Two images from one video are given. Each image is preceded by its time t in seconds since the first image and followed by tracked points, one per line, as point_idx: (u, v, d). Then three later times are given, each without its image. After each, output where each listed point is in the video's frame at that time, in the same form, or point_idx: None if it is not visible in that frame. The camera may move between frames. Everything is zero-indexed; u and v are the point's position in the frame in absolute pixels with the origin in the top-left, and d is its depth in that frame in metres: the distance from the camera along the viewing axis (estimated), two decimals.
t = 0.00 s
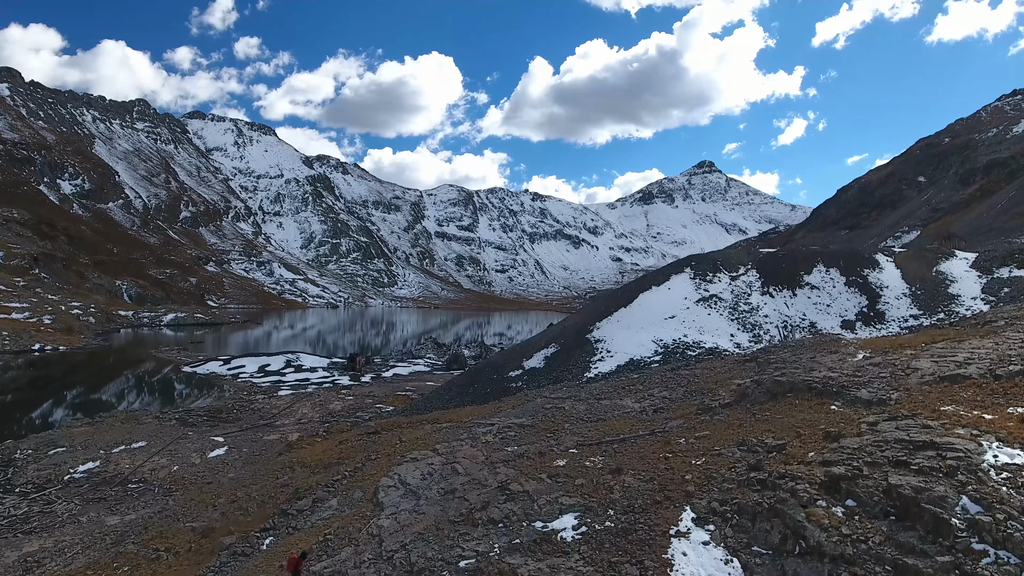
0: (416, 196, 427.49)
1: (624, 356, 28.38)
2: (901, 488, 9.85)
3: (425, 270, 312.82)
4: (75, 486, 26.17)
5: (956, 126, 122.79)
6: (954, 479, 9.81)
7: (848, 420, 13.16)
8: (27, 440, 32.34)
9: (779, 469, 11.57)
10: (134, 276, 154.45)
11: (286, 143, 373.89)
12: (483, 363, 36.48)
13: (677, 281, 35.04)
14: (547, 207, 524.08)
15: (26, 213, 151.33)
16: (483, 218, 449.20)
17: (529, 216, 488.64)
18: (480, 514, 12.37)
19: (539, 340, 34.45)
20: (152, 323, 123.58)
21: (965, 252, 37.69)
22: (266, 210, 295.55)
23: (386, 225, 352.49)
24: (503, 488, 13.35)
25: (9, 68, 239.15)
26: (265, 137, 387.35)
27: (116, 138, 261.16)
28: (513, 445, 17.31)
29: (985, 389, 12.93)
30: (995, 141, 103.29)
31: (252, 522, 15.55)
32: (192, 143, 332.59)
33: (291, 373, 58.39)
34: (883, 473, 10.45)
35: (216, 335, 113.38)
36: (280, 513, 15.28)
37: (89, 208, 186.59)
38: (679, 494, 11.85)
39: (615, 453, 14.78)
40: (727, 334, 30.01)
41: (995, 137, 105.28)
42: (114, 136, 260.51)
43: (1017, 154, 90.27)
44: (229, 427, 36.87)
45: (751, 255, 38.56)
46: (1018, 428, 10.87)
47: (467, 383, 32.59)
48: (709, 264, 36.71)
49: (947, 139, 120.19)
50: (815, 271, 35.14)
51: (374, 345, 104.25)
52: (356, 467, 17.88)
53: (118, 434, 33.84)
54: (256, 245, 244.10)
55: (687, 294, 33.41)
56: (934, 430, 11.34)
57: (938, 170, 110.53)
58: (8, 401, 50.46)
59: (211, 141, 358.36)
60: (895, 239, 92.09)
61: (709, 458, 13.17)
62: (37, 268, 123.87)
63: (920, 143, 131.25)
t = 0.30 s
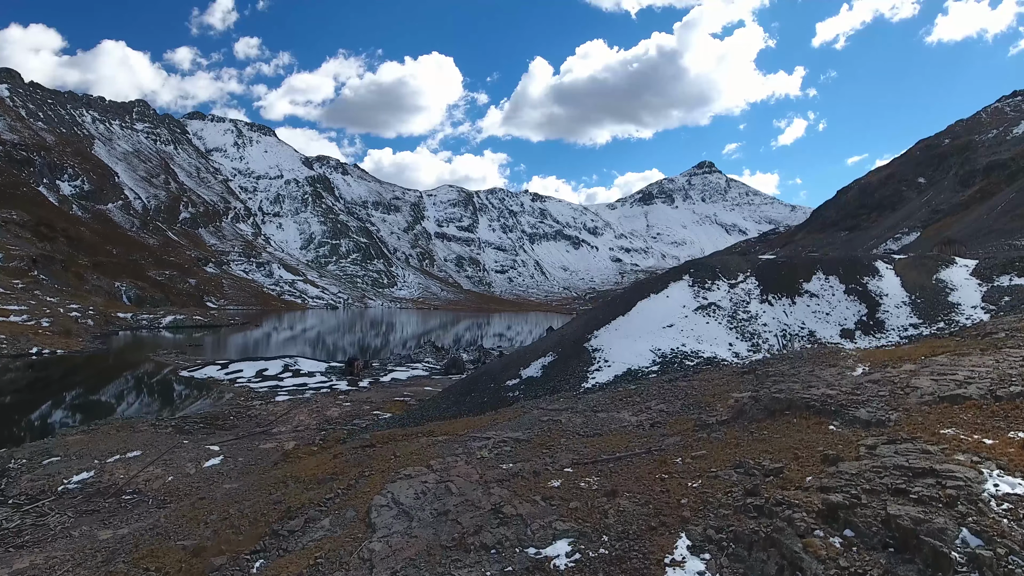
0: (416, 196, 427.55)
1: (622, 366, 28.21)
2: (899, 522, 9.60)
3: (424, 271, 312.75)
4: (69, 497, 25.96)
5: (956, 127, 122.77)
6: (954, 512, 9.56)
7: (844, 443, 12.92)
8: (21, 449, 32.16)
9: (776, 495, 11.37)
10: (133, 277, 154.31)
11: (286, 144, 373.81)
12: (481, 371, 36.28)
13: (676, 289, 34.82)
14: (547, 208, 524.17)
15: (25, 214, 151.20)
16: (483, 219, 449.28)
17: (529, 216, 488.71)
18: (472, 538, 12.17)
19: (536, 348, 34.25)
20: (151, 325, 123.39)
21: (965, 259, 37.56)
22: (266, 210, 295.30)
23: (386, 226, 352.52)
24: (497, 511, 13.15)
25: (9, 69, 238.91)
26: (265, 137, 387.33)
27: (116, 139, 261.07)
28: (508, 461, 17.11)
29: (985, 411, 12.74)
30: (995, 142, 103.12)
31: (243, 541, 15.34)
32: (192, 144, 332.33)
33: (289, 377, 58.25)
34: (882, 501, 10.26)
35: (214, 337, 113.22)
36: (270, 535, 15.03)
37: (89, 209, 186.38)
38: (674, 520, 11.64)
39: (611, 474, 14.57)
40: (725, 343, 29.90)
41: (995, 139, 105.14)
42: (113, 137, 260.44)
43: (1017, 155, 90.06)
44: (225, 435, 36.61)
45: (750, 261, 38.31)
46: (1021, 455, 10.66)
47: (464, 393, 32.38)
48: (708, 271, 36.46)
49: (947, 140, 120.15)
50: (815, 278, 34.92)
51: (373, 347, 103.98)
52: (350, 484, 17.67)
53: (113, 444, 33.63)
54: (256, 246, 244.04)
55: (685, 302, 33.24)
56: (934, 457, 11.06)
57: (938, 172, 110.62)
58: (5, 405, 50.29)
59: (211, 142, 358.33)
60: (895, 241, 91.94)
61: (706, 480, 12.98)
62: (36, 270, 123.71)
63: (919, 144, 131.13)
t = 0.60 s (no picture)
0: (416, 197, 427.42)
1: (620, 376, 28.00)
2: (899, 552, 9.40)
3: (424, 271, 312.67)
4: (63, 508, 25.81)
5: (956, 128, 122.61)
6: (956, 543, 9.35)
7: (844, 464, 12.75)
8: (15, 458, 31.91)
9: (773, 521, 11.15)
10: (132, 279, 154.09)
11: (285, 145, 373.67)
12: (479, 378, 36.09)
13: (674, 297, 34.60)
14: (547, 208, 524.20)
15: (24, 215, 151.04)
16: (483, 220, 449.12)
17: (529, 217, 488.73)
18: (465, 564, 11.99)
19: (533, 356, 33.99)
20: (149, 327, 123.16)
21: (965, 266, 37.41)
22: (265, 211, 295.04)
23: (385, 227, 352.46)
24: (491, 534, 12.97)
25: (8, 69, 238.56)
26: (264, 138, 387.19)
27: (115, 140, 260.78)
28: (503, 479, 16.90)
29: (986, 434, 12.56)
30: (994, 144, 102.94)
31: (234, 561, 15.14)
32: (192, 144, 332.13)
33: (287, 382, 57.99)
34: (881, 531, 10.06)
35: (213, 339, 112.95)
36: (262, 555, 14.84)
37: (88, 211, 186.04)
38: (669, 546, 11.44)
39: (607, 494, 14.36)
40: (724, 352, 29.77)
41: (995, 140, 104.92)
42: (112, 137, 260.12)
43: (1018, 157, 89.82)
44: (221, 443, 36.39)
45: (748, 267, 38.03)
46: (1022, 481, 10.46)
47: (461, 402, 32.16)
48: (706, 278, 36.22)
49: (947, 141, 120.03)
50: (814, 286, 34.70)
51: (372, 348, 103.74)
52: (343, 501, 17.43)
53: (109, 452, 33.41)
54: (255, 246, 243.80)
55: (684, 310, 33.05)
56: (933, 484, 10.88)
57: (940, 170, 112.08)
58: (2, 408, 50.09)
59: (210, 142, 358.20)
60: (896, 243, 91.75)
61: (701, 504, 12.78)
62: (35, 272, 123.43)
63: (920, 145, 130.98)
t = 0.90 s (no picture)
0: (416, 198, 427.26)
1: (618, 386, 27.79)
2: None
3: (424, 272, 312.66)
4: (57, 520, 25.58)
5: (956, 129, 122.47)
6: None
7: (843, 488, 12.55)
8: (10, 468, 31.66)
9: (771, 549, 10.96)
10: (131, 280, 153.84)
11: (285, 145, 373.56)
12: (477, 386, 35.92)
13: (673, 304, 34.38)
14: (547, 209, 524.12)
15: (23, 217, 150.80)
16: (483, 220, 448.97)
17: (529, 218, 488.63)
18: None
19: (530, 365, 33.75)
20: (148, 329, 122.90)
21: (966, 273, 37.26)
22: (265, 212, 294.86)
23: (385, 227, 352.42)
24: (485, 560, 12.76)
25: (8, 70, 238.36)
26: (264, 138, 387.14)
27: (115, 140, 260.55)
28: (498, 497, 16.74)
29: (988, 457, 12.36)
30: (995, 145, 102.76)
31: None
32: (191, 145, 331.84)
33: (286, 387, 57.76)
34: (881, 563, 9.85)
35: (213, 340, 112.74)
36: None
37: (88, 212, 185.73)
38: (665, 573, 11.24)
39: (603, 516, 14.17)
40: (723, 361, 29.61)
41: (995, 141, 104.67)
42: (112, 138, 259.90)
43: (1018, 158, 89.59)
44: (217, 451, 36.14)
45: (747, 274, 37.79)
46: None
47: (458, 411, 31.98)
48: (705, 285, 36.00)
49: (947, 142, 119.85)
50: (813, 294, 34.48)
51: (372, 349, 103.32)
52: (336, 519, 17.22)
53: (105, 462, 33.15)
54: (255, 247, 243.52)
55: (682, 319, 32.84)
56: (933, 513, 10.68)
57: (939, 172, 111.53)
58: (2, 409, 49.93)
59: (210, 142, 358.07)
60: (896, 244, 91.61)
61: (699, 527, 12.58)
62: (34, 273, 123.12)
63: (920, 146, 130.79)
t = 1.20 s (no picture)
0: (416, 198, 427.21)
1: (616, 397, 27.59)
2: None
3: (423, 273, 312.64)
4: (50, 532, 25.40)
5: (956, 130, 122.47)
6: None
7: (842, 515, 12.31)
8: (4, 478, 31.47)
9: None
10: (131, 281, 153.71)
11: (285, 146, 373.56)
12: (475, 394, 35.71)
13: (672, 313, 34.15)
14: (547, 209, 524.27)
15: (22, 218, 150.68)
16: (483, 221, 448.96)
17: (529, 218, 488.75)
18: None
19: (528, 374, 33.49)
20: (146, 332, 122.62)
21: (966, 280, 37.08)
22: (265, 213, 294.68)
23: (385, 228, 352.45)
24: None
25: (8, 71, 238.37)
26: (263, 139, 387.21)
27: (114, 141, 260.49)
28: (493, 516, 16.58)
29: (989, 482, 12.13)
30: (994, 146, 102.58)
31: None
32: (191, 146, 331.53)
33: (284, 392, 57.49)
34: None
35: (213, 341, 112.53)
36: None
37: (87, 213, 185.60)
38: None
39: (599, 538, 13.98)
40: (721, 371, 29.44)
41: (995, 142, 104.57)
42: (111, 139, 259.79)
43: (1018, 159, 89.43)
44: (214, 459, 35.97)
45: (747, 281, 37.47)
46: None
47: (455, 420, 31.73)
48: (704, 293, 35.78)
49: (947, 143, 119.86)
50: (813, 302, 34.27)
51: (372, 350, 103.14)
52: (329, 537, 17.02)
53: (99, 470, 32.95)
54: (254, 248, 243.36)
55: (681, 327, 32.63)
56: (938, 544, 10.38)
57: (938, 172, 112.01)
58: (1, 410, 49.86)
59: (210, 143, 358.09)
60: (895, 245, 91.56)
61: (696, 552, 12.38)
62: (33, 275, 122.96)
63: (920, 146, 130.74)
